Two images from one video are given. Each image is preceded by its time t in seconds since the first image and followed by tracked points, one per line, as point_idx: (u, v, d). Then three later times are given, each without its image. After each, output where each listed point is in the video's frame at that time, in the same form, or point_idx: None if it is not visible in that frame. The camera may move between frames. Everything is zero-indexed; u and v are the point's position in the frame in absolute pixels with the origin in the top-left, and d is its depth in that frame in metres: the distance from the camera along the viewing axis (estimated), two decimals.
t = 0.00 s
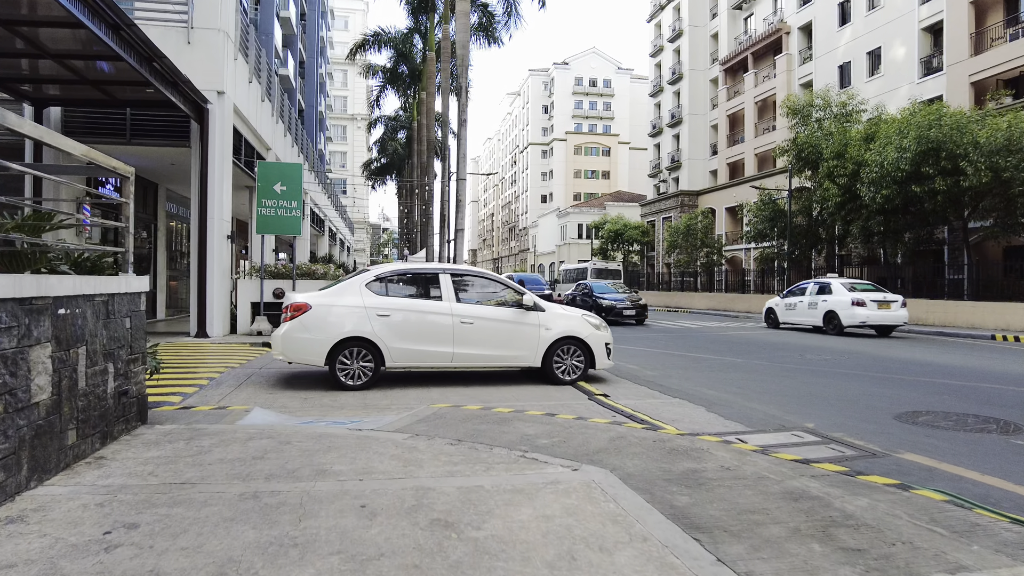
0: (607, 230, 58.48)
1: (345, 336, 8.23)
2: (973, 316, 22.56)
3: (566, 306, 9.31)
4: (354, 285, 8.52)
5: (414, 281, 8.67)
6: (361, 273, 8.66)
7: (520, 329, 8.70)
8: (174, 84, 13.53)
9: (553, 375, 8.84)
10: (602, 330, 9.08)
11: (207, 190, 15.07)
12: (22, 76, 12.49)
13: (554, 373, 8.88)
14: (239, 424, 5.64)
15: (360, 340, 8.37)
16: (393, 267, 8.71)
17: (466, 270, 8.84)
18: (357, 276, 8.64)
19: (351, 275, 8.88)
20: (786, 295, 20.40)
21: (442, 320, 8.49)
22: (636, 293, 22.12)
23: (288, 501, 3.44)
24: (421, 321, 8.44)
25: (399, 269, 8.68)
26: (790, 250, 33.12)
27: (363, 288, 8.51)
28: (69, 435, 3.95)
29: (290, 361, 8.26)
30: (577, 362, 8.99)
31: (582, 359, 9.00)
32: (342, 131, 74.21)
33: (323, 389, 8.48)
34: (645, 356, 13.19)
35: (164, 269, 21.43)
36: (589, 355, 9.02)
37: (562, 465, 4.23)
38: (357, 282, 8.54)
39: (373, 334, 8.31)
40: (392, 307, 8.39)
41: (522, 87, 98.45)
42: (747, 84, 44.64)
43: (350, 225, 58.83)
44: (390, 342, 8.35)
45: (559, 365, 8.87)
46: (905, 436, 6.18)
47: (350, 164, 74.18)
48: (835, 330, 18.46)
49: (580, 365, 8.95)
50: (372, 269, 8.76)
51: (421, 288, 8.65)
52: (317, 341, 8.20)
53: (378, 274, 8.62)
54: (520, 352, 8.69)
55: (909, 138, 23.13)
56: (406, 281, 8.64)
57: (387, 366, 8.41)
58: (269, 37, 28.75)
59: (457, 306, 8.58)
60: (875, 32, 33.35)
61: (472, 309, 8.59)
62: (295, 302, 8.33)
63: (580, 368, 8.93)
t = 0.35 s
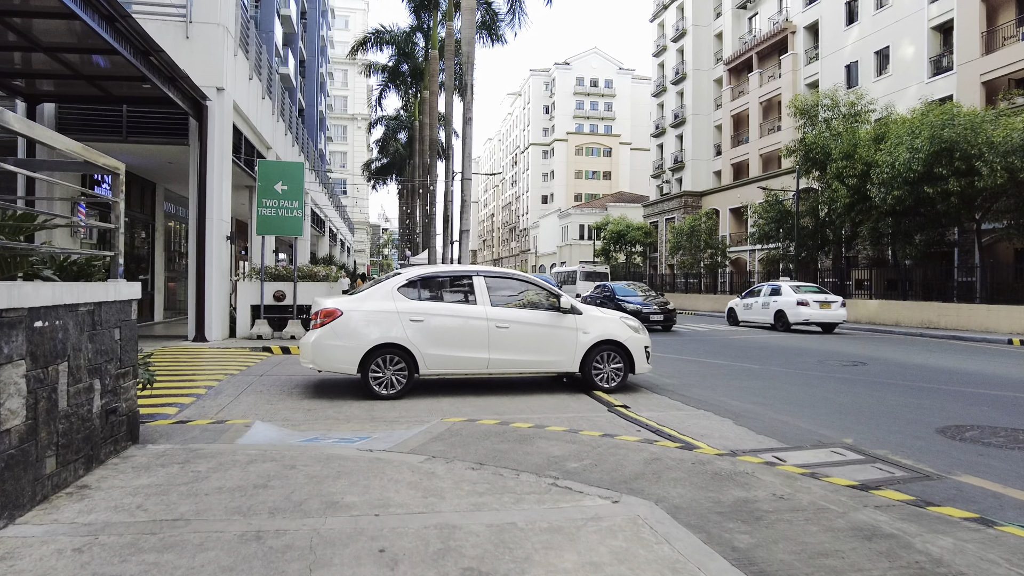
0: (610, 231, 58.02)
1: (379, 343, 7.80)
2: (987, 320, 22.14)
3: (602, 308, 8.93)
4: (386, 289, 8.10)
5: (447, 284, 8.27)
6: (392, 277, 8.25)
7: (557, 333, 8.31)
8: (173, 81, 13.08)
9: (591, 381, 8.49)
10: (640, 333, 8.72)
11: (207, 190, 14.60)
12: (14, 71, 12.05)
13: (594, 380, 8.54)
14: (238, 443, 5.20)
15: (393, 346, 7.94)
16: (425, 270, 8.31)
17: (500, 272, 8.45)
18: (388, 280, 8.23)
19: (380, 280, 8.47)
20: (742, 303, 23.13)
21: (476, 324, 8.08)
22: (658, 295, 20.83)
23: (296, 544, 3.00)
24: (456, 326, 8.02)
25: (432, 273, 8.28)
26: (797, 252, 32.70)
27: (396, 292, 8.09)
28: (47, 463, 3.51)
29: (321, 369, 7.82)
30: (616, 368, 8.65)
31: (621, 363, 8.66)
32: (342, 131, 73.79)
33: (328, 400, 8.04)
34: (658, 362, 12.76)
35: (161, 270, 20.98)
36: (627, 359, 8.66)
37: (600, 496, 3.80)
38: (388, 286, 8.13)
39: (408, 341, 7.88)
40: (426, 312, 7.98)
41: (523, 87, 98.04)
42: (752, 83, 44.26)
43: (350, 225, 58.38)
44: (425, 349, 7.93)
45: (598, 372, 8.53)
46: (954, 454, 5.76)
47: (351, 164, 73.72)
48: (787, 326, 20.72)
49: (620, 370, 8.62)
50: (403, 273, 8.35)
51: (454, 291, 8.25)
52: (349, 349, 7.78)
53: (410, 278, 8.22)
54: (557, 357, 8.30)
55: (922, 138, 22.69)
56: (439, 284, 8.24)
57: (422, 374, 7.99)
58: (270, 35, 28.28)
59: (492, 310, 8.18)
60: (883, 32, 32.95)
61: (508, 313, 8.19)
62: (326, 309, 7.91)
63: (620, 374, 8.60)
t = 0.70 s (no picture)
0: (611, 229, 57.56)
1: (410, 341, 7.35)
2: (1000, 318, 21.65)
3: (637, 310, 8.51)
4: (418, 286, 7.66)
5: (481, 282, 7.84)
6: (425, 273, 7.81)
7: (595, 335, 7.87)
8: (166, 69, 12.59)
9: (628, 384, 8.03)
10: (679, 337, 8.32)
11: (201, 184, 14.09)
12: None
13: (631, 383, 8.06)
14: (227, 450, 4.71)
15: (425, 346, 7.49)
16: (459, 267, 7.86)
17: (534, 270, 8.02)
18: (420, 277, 7.79)
19: (412, 275, 8.03)
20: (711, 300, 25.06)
21: (511, 325, 7.63)
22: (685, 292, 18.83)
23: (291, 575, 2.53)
24: (491, 325, 7.57)
25: (466, 270, 7.84)
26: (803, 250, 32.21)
27: (429, 289, 7.65)
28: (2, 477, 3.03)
29: (348, 369, 7.36)
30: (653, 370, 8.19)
31: (660, 367, 8.20)
32: (341, 129, 73.35)
33: (327, 401, 7.57)
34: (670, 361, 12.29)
35: (157, 267, 20.48)
36: (666, 363, 8.21)
37: (641, 514, 3.33)
38: (421, 283, 7.68)
39: (440, 340, 7.43)
40: (460, 310, 7.53)
41: (523, 85, 97.53)
42: (755, 80, 43.83)
43: (349, 224, 57.90)
44: (458, 348, 7.49)
45: (635, 374, 8.07)
46: (1011, 460, 5.29)
47: (349, 162, 73.23)
48: (744, 320, 22.14)
49: (659, 372, 8.16)
50: (437, 269, 7.91)
51: (488, 289, 7.82)
52: (379, 348, 7.32)
53: (443, 274, 7.77)
54: (594, 361, 7.86)
55: (933, 132, 22.23)
56: (474, 282, 7.81)
57: (454, 375, 7.55)
58: (268, 30, 27.78)
59: (529, 310, 7.73)
60: (889, 26, 32.51)
61: (544, 313, 7.75)
62: (356, 306, 7.46)
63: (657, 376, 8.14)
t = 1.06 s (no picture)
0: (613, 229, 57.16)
1: (445, 346, 6.88)
2: (1015, 319, 21.17)
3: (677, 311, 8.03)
4: (450, 287, 7.18)
5: (516, 282, 7.36)
6: (458, 273, 7.33)
7: (636, 338, 7.40)
8: (160, 61, 12.08)
9: (671, 392, 7.55)
10: (722, 341, 7.89)
11: (196, 181, 13.57)
12: None
13: (674, 391, 7.59)
14: (220, 474, 4.21)
15: (459, 350, 7.01)
16: (494, 266, 7.40)
17: (571, 270, 7.55)
18: (453, 277, 7.31)
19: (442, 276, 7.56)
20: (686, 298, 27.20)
21: (550, 328, 7.17)
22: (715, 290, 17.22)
23: None
24: (528, 328, 7.10)
25: (501, 269, 7.37)
26: (809, 250, 31.75)
27: (462, 289, 7.18)
28: None
29: (379, 375, 6.88)
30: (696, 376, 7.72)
31: (703, 372, 7.74)
32: (340, 128, 72.85)
33: (329, 412, 7.09)
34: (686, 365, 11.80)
35: (152, 268, 19.96)
36: (709, 367, 7.75)
37: (699, 559, 2.86)
38: (454, 283, 7.21)
39: (476, 343, 6.96)
40: (497, 312, 7.05)
41: (522, 84, 97.04)
42: (759, 78, 43.40)
43: (348, 223, 57.36)
44: (495, 352, 7.01)
45: (678, 382, 7.59)
46: None
47: (348, 162, 72.69)
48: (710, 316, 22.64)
49: (703, 377, 7.68)
50: (470, 269, 7.43)
51: (523, 289, 7.36)
52: (411, 352, 6.85)
53: (477, 273, 7.29)
54: (636, 365, 7.39)
55: (946, 130, 21.76)
56: (510, 282, 7.34)
57: (490, 381, 7.09)
58: (266, 26, 27.26)
59: (568, 312, 7.26)
60: (896, 23, 32.05)
61: (585, 315, 7.29)
62: (387, 308, 6.96)
63: (702, 384, 7.67)
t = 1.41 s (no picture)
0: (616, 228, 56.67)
1: (481, 351, 6.41)
2: None
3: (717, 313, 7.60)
4: (483, 287, 6.71)
5: (552, 282, 6.89)
6: (491, 273, 6.86)
7: (680, 341, 6.93)
8: (156, 50, 11.55)
9: (715, 397, 7.10)
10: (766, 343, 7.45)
11: (195, 176, 13.07)
12: None
13: (718, 397, 7.14)
14: (213, 500, 3.70)
15: (496, 355, 6.52)
16: (529, 266, 6.92)
17: (610, 269, 7.09)
18: (485, 277, 6.83)
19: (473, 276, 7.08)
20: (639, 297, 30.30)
21: (591, 331, 6.69)
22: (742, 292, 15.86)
23: None
24: (566, 331, 6.62)
25: (537, 268, 6.89)
26: (819, 249, 31.21)
27: (497, 290, 6.70)
28: None
29: (409, 382, 6.41)
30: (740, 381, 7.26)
31: (748, 376, 7.28)
32: (340, 127, 72.38)
33: (335, 421, 6.59)
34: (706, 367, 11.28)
35: (150, 267, 19.42)
36: (754, 372, 7.29)
37: None
38: (487, 283, 6.73)
39: (513, 348, 6.48)
40: (534, 314, 6.57)
41: (524, 83, 96.55)
42: (765, 76, 42.91)
43: (349, 222, 56.83)
44: (532, 357, 6.53)
45: (722, 387, 7.15)
46: None
47: (349, 161, 72.19)
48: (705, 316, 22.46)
49: (748, 382, 7.23)
50: (503, 268, 6.96)
51: (557, 290, 6.88)
52: (444, 357, 6.36)
53: (512, 274, 6.83)
54: (679, 370, 6.93)
55: (963, 126, 21.24)
56: (547, 283, 6.86)
57: (526, 389, 6.60)
58: (267, 21, 26.75)
59: (609, 314, 6.79)
60: (906, 19, 31.52)
61: (626, 317, 6.83)
62: (417, 310, 6.47)
63: (747, 389, 7.23)
